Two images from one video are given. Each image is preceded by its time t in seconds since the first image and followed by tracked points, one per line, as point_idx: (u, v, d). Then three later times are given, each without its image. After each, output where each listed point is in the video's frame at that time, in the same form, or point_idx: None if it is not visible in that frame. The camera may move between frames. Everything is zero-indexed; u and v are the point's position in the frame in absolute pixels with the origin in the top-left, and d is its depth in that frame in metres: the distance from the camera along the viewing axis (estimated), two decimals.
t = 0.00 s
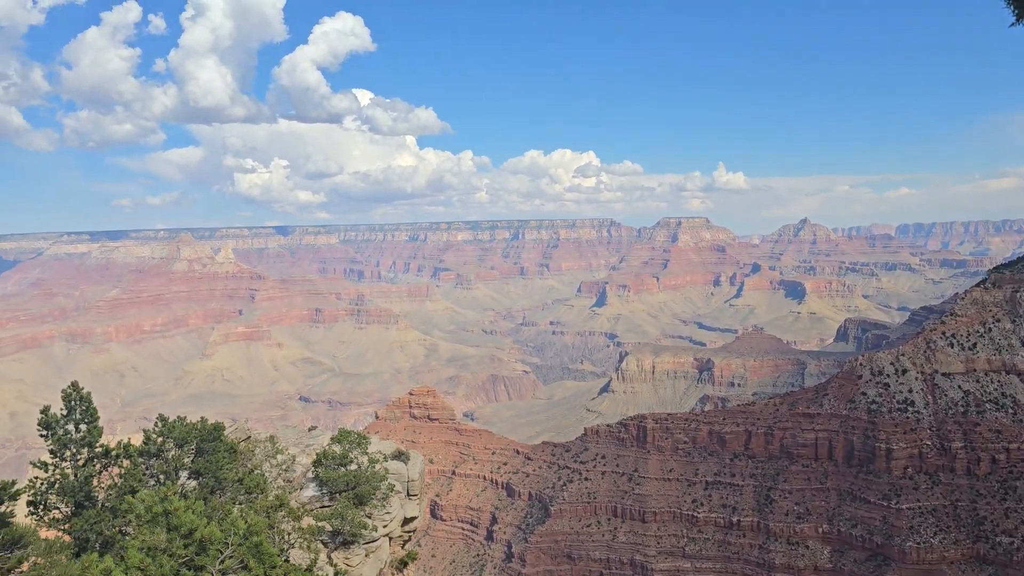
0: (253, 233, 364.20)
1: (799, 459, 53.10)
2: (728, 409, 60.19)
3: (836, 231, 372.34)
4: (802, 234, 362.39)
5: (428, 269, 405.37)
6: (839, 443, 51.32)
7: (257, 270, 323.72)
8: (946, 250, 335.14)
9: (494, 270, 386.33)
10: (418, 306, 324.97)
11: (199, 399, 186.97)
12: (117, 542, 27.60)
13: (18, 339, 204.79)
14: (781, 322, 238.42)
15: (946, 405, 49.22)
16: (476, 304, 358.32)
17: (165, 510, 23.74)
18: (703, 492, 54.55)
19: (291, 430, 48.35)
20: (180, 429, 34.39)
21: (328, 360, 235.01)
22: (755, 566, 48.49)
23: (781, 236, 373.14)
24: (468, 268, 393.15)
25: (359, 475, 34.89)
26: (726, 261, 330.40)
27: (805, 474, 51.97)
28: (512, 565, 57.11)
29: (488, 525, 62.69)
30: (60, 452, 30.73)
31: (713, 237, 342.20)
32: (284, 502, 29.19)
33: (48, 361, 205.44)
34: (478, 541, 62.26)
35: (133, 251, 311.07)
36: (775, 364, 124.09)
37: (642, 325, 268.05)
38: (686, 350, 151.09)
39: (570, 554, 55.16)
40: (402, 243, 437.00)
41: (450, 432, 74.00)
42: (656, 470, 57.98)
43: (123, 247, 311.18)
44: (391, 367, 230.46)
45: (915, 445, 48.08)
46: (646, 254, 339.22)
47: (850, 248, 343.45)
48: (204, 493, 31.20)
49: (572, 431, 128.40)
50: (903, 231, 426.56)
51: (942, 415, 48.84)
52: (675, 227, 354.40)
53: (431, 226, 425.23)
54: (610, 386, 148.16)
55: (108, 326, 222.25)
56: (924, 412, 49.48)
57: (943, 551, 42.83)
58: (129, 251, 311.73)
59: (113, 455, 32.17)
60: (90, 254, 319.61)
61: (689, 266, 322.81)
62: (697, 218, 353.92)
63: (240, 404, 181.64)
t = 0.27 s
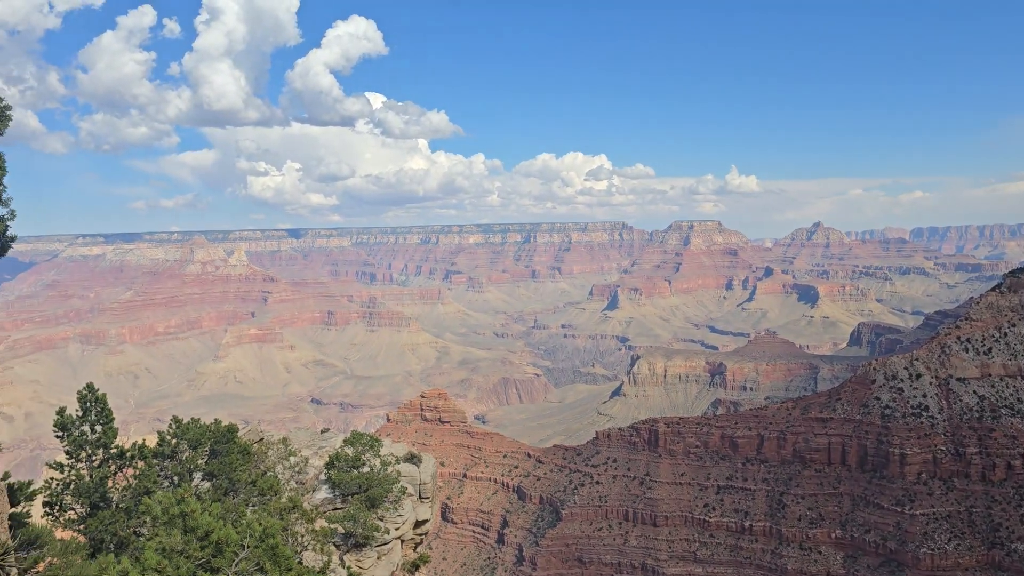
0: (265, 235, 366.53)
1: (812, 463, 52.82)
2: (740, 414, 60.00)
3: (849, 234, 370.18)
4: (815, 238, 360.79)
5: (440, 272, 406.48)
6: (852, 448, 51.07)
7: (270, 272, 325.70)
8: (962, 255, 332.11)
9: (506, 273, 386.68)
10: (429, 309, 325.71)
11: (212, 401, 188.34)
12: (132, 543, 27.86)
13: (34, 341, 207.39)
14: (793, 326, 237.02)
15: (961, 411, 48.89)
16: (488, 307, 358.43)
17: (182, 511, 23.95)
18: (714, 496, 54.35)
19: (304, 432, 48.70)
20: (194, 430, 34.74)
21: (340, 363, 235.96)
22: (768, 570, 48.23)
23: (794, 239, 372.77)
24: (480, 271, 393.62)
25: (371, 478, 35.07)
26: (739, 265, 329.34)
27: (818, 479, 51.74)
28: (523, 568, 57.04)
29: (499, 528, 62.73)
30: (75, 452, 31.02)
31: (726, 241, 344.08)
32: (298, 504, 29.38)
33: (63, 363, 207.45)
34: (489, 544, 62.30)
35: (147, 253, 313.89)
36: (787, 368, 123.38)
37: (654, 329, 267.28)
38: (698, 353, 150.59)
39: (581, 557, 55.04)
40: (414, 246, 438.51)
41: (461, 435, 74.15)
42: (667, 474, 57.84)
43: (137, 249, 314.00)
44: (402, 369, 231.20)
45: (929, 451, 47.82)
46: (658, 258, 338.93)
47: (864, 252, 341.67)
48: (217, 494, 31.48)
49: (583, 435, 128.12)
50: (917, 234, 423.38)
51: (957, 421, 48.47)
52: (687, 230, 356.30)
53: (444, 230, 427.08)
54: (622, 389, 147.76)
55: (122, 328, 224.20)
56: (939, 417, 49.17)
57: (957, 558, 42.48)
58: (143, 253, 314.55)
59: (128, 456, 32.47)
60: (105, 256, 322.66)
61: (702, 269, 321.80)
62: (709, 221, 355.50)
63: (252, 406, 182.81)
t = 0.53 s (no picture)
0: (274, 236, 368.05)
1: (821, 466, 52.67)
2: (748, 416, 59.97)
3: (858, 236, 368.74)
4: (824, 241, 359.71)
5: (447, 274, 407.13)
6: (861, 451, 50.92)
7: (278, 273, 326.87)
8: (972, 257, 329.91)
9: (513, 274, 386.89)
10: (437, 310, 326.19)
11: (220, 401, 189.27)
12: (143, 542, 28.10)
13: (45, 341, 209.19)
14: (802, 328, 235.97)
15: (971, 414, 48.64)
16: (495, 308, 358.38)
17: (195, 512, 24.09)
18: (723, 499, 54.23)
19: (313, 433, 48.97)
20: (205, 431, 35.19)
21: (348, 364, 236.62)
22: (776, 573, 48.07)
23: (803, 241, 372.43)
24: (488, 273, 393.87)
25: (379, 479, 35.27)
26: (747, 267, 328.72)
27: (827, 482, 51.60)
28: (530, 570, 56.94)
29: (506, 530, 62.76)
30: (87, 452, 31.28)
31: (734, 243, 344.00)
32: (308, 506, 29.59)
33: (73, 363, 208.83)
34: (497, 546, 62.36)
35: (157, 254, 315.76)
36: (796, 370, 122.92)
37: (661, 330, 266.71)
38: (706, 356, 150.23)
39: (588, 559, 54.93)
40: (422, 247, 439.41)
41: (468, 436, 74.28)
42: (675, 476, 57.77)
43: (146, 249, 315.93)
44: (410, 370, 231.70)
45: (938, 454, 47.65)
46: (666, 260, 339.37)
47: (873, 253, 340.63)
48: (227, 495, 31.73)
49: (590, 437, 128.01)
50: (927, 236, 421.08)
51: (967, 424, 48.26)
52: (695, 231, 357.55)
53: (452, 231, 428.36)
54: (630, 391, 147.51)
55: (132, 328, 225.47)
56: (949, 420, 48.98)
57: (967, 562, 42.26)
58: (153, 253, 316.51)
59: (139, 456, 32.76)
60: (114, 256, 324.70)
61: (710, 271, 321.10)
62: (717, 223, 355.61)
63: (261, 406, 183.64)
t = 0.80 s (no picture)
0: (281, 236, 369.41)
1: (827, 467, 52.55)
2: (755, 417, 59.86)
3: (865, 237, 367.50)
4: (831, 241, 359.14)
5: (454, 273, 407.60)
6: (868, 452, 50.81)
7: (285, 272, 328.07)
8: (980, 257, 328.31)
9: (519, 274, 387.14)
10: (443, 310, 326.73)
11: (227, 400, 189.92)
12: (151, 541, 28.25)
13: (53, 340, 210.62)
14: (809, 329, 235.12)
15: (979, 415, 48.51)
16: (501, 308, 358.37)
17: (207, 512, 24.21)
18: (729, 500, 54.11)
19: (320, 433, 49.12)
20: (213, 430, 35.40)
21: (354, 363, 237.30)
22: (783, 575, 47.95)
23: (810, 242, 371.95)
24: (494, 272, 394.27)
25: (386, 479, 35.39)
26: (754, 267, 328.14)
27: (833, 483, 51.48)
28: (535, 570, 56.87)
29: (512, 530, 62.82)
30: (96, 452, 31.42)
31: (741, 243, 343.25)
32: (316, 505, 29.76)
33: (81, 362, 210.14)
34: (502, 545, 62.43)
35: (164, 254, 317.44)
36: (803, 371, 122.61)
37: (668, 330, 266.19)
38: (712, 356, 149.91)
39: (594, 560, 54.85)
40: (428, 247, 440.33)
41: (474, 436, 74.34)
42: (681, 477, 57.69)
43: (154, 249, 317.60)
44: (416, 370, 232.17)
45: (946, 456, 47.50)
46: (672, 260, 339.41)
47: (880, 254, 339.51)
48: (236, 494, 31.82)
49: (596, 437, 127.96)
50: (935, 237, 419.46)
51: (975, 425, 48.13)
52: (702, 232, 357.50)
53: (458, 231, 429.07)
54: (636, 392, 147.37)
55: (139, 327, 226.67)
56: (956, 422, 48.86)
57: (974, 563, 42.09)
58: (160, 253, 318.22)
59: (148, 455, 32.91)
60: (122, 256, 326.51)
61: (716, 271, 320.57)
62: (724, 223, 355.35)
63: (268, 405, 184.24)
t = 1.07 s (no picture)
0: (287, 234, 370.32)
1: (833, 467, 52.50)
2: (760, 416, 59.88)
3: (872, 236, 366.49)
4: (838, 239, 358.82)
5: (459, 272, 407.94)
6: (874, 451, 50.75)
7: (291, 271, 328.95)
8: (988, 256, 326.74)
9: (525, 273, 387.11)
10: (449, 309, 327.00)
11: (233, 398, 190.50)
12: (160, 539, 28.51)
13: (60, 337, 211.96)
14: (815, 328, 234.27)
15: (986, 415, 48.49)
16: (507, 307, 358.40)
17: (219, 509, 24.51)
18: (735, 498, 54.08)
19: (327, 431, 49.31)
20: (221, 428, 35.63)
21: (360, 362, 237.93)
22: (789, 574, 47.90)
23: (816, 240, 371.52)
24: (500, 271, 394.33)
25: (393, 477, 35.68)
26: (760, 266, 327.47)
27: (840, 482, 51.45)
28: (541, 569, 56.82)
29: (517, 528, 62.91)
30: (106, 449, 31.70)
31: (747, 242, 342.98)
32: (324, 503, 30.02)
33: (88, 360, 211.31)
34: (508, 544, 62.51)
35: (171, 252, 318.73)
36: (809, 370, 122.33)
37: (674, 329, 265.58)
38: (718, 355, 149.57)
39: (599, 558, 54.82)
40: (434, 245, 440.80)
41: (479, 435, 74.47)
42: (687, 476, 57.68)
43: (161, 247, 318.93)
44: (421, 368, 232.60)
45: (953, 455, 47.44)
46: (678, 259, 339.74)
47: (887, 253, 338.17)
48: (244, 491, 31.92)
49: (602, 435, 127.86)
50: (942, 236, 417.84)
51: (982, 425, 48.13)
52: (708, 231, 357.36)
53: (464, 230, 429.55)
54: (641, 391, 147.28)
55: (146, 325, 227.74)
56: (964, 421, 48.86)
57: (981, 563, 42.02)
58: (167, 251, 319.51)
59: (156, 452, 33.10)
60: (129, 254, 328.05)
61: (723, 270, 320.09)
62: (730, 222, 354.59)
63: (275, 403, 184.82)
